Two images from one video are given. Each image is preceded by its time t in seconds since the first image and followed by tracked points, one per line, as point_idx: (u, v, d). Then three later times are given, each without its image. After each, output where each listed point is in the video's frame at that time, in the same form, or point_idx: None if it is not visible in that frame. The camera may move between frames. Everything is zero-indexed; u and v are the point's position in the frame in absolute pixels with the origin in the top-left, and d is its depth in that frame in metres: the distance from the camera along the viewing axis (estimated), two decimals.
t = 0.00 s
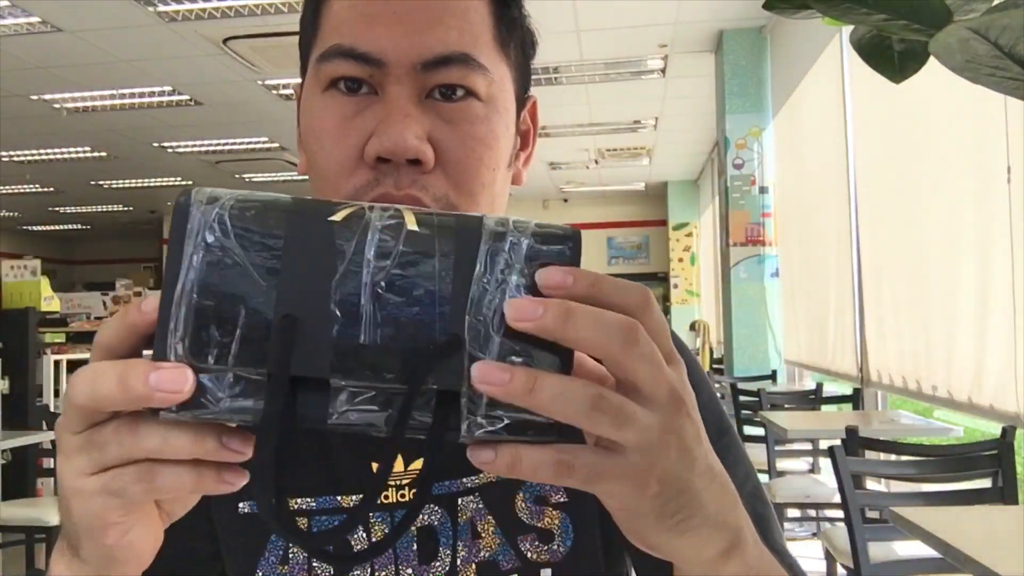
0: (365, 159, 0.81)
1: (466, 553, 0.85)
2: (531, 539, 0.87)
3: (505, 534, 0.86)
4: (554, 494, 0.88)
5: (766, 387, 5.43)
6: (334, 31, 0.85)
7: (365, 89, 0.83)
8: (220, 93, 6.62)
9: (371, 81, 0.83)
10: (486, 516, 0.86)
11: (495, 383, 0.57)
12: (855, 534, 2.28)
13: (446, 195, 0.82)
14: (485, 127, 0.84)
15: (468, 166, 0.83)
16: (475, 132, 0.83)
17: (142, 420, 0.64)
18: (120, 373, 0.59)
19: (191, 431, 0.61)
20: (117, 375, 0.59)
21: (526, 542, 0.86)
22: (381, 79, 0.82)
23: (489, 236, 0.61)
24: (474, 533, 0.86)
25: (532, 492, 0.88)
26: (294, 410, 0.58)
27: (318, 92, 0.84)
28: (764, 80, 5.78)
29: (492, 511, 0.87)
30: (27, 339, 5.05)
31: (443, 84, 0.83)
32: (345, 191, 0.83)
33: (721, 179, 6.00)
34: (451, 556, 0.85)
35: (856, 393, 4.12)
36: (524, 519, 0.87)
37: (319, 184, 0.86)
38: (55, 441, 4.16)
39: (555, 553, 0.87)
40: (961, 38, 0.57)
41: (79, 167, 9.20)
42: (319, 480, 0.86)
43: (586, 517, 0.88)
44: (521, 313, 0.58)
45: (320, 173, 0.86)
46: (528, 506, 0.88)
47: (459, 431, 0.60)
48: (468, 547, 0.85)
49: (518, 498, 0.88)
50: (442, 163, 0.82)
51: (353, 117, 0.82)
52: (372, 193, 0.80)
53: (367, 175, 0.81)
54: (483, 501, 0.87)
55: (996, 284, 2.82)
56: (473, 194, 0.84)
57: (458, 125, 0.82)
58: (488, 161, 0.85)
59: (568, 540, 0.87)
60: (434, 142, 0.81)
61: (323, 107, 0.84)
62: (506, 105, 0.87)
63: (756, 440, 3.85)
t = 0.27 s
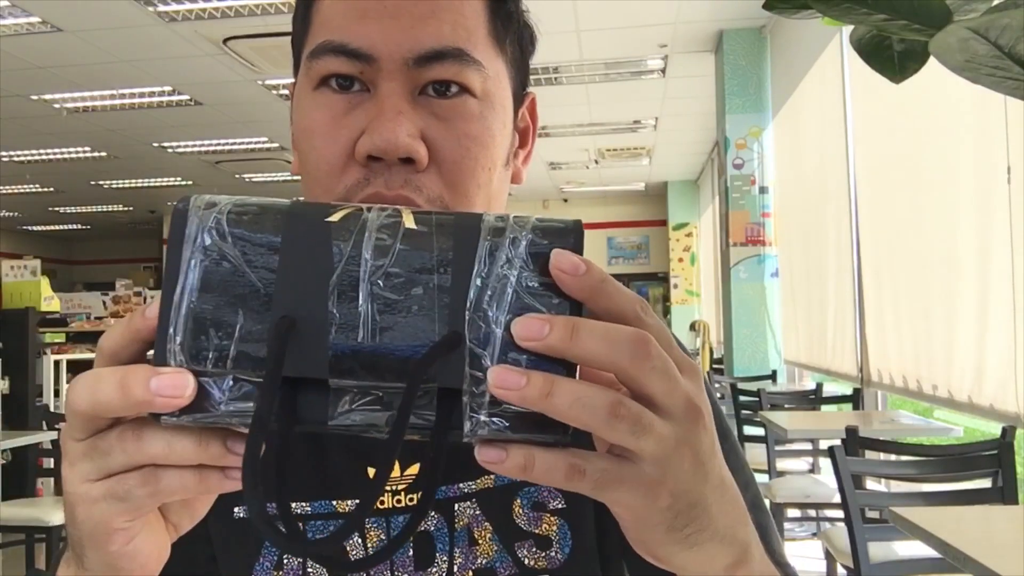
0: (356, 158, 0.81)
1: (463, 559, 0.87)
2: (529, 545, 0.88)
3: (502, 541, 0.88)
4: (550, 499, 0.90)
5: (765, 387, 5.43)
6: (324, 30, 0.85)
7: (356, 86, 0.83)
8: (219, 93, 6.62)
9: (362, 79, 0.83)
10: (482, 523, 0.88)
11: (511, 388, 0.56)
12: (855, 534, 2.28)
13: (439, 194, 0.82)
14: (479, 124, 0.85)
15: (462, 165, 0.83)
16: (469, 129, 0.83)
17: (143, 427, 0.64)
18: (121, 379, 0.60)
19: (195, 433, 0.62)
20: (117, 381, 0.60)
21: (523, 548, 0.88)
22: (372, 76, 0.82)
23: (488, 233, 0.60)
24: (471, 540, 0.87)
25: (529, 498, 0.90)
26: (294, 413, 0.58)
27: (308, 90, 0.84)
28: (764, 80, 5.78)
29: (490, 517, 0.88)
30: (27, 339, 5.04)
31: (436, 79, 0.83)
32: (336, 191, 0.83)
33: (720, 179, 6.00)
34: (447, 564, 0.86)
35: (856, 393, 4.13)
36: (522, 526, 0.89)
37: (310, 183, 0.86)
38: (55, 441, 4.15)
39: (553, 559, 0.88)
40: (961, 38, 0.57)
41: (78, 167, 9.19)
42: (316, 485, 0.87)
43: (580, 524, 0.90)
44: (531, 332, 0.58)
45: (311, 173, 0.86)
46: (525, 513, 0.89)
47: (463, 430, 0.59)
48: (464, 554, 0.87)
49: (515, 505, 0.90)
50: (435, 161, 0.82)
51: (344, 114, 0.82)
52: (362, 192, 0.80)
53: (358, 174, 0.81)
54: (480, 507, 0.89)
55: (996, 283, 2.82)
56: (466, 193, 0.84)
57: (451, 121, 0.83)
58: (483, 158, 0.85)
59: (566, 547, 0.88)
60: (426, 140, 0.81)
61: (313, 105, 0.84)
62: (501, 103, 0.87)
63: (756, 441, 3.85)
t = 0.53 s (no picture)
0: (352, 154, 0.81)
1: (464, 569, 0.85)
2: (530, 556, 0.87)
3: (504, 550, 0.87)
4: (553, 509, 0.89)
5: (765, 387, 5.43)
6: (320, 19, 0.84)
7: (352, 80, 0.82)
8: (219, 93, 6.62)
9: (359, 72, 0.82)
10: (484, 533, 0.87)
11: (509, 393, 0.57)
12: (855, 534, 2.28)
13: (438, 191, 0.82)
14: (480, 119, 0.84)
15: (461, 160, 0.83)
16: (469, 124, 0.82)
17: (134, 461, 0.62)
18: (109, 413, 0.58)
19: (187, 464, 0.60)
20: (104, 415, 0.58)
21: (525, 559, 0.86)
22: (369, 69, 0.81)
23: (481, 243, 0.61)
24: (472, 550, 0.86)
25: (531, 507, 0.89)
26: (293, 434, 0.57)
27: (305, 84, 0.84)
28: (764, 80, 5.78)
29: (490, 527, 0.87)
30: (27, 339, 5.03)
31: (436, 73, 0.82)
32: (332, 189, 0.83)
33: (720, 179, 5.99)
34: (447, 571, 0.85)
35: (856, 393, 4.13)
36: (524, 535, 0.88)
37: (307, 179, 0.86)
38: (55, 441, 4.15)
39: (556, 570, 0.87)
40: (962, 38, 0.57)
41: (78, 167, 9.19)
42: (318, 493, 0.86)
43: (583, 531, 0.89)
44: (522, 336, 0.58)
45: (309, 168, 0.85)
46: (529, 523, 0.88)
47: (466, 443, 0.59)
48: (465, 564, 0.86)
49: (517, 513, 0.89)
50: (434, 158, 0.81)
51: (341, 109, 0.82)
52: (359, 190, 0.80)
53: (355, 171, 0.81)
54: (481, 516, 0.88)
55: (997, 284, 2.82)
56: (467, 190, 0.84)
57: (450, 116, 0.82)
58: (484, 154, 0.84)
59: (570, 557, 0.87)
60: (425, 136, 0.81)
61: (310, 99, 0.84)
62: (504, 96, 0.86)
63: (756, 441, 3.85)
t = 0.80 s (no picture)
0: (350, 158, 0.72)
1: None
2: None
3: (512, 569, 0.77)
4: (564, 526, 0.80)
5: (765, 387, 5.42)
6: (317, 12, 0.77)
7: (352, 79, 0.75)
8: (219, 93, 6.62)
9: (358, 69, 0.74)
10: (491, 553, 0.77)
11: None
12: (855, 534, 2.28)
13: (444, 199, 0.71)
14: (493, 120, 0.76)
15: (470, 165, 0.73)
16: (480, 126, 0.74)
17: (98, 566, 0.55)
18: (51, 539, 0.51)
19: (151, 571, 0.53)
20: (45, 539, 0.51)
21: None
22: (370, 66, 0.74)
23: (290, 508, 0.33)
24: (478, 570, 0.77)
25: (542, 525, 0.79)
26: None
27: (301, 83, 0.77)
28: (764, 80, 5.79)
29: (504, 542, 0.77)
30: (27, 339, 5.04)
31: (442, 71, 0.74)
32: (327, 196, 0.73)
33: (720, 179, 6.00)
34: None
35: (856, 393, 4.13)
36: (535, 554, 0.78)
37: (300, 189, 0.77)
38: (55, 441, 4.16)
39: None
40: (961, 38, 0.57)
41: (78, 167, 9.18)
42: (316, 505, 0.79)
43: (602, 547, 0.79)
44: None
45: (303, 178, 0.76)
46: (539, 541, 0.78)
47: None
48: None
49: (526, 530, 0.79)
50: (440, 162, 0.72)
51: (339, 110, 0.74)
52: (360, 199, 0.70)
53: (353, 177, 0.71)
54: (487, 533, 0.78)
55: (996, 284, 2.82)
56: (477, 198, 0.73)
57: (460, 117, 0.74)
58: (497, 159, 0.75)
59: None
60: (430, 138, 0.72)
61: (307, 99, 0.77)
62: (518, 96, 0.79)
63: (756, 441, 3.85)
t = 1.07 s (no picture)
0: (348, 204, 0.80)
1: None
2: None
3: None
4: (574, 553, 0.86)
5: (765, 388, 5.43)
6: (314, 40, 0.84)
7: (348, 111, 0.82)
8: (219, 93, 6.62)
9: (355, 101, 0.82)
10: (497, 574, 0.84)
11: None
12: (855, 535, 2.28)
13: (449, 247, 0.80)
14: (496, 156, 0.83)
15: (474, 212, 0.81)
16: (483, 165, 0.82)
17: None
18: None
19: None
20: None
21: None
22: (366, 98, 0.81)
23: None
24: None
25: (550, 551, 0.86)
26: None
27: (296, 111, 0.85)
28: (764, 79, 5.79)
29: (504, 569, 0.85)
30: (26, 339, 5.04)
31: (446, 105, 0.81)
32: (326, 236, 0.81)
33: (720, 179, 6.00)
34: None
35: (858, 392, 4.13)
36: None
37: (294, 218, 0.85)
38: (55, 442, 4.15)
39: None
40: (962, 38, 0.57)
41: (78, 167, 9.18)
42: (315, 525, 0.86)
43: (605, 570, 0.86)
44: None
45: (299, 217, 0.84)
46: (546, 567, 0.86)
47: None
48: None
49: (535, 555, 0.86)
50: (443, 207, 0.80)
51: (337, 143, 0.82)
52: (359, 243, 0.79)
53: (352, 224, 0.79)
54: (495, 558, 0.85)
55: (997, 283, 2.82)
56: (481, 244, 0.81)
57: (465, 156, 0.81)
58: (501, 198, 0.83)
59: None
60: (433, 183, 0.80)
61: (305, 130, 0.84)
62: (523, 127, 0.86)
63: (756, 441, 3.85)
